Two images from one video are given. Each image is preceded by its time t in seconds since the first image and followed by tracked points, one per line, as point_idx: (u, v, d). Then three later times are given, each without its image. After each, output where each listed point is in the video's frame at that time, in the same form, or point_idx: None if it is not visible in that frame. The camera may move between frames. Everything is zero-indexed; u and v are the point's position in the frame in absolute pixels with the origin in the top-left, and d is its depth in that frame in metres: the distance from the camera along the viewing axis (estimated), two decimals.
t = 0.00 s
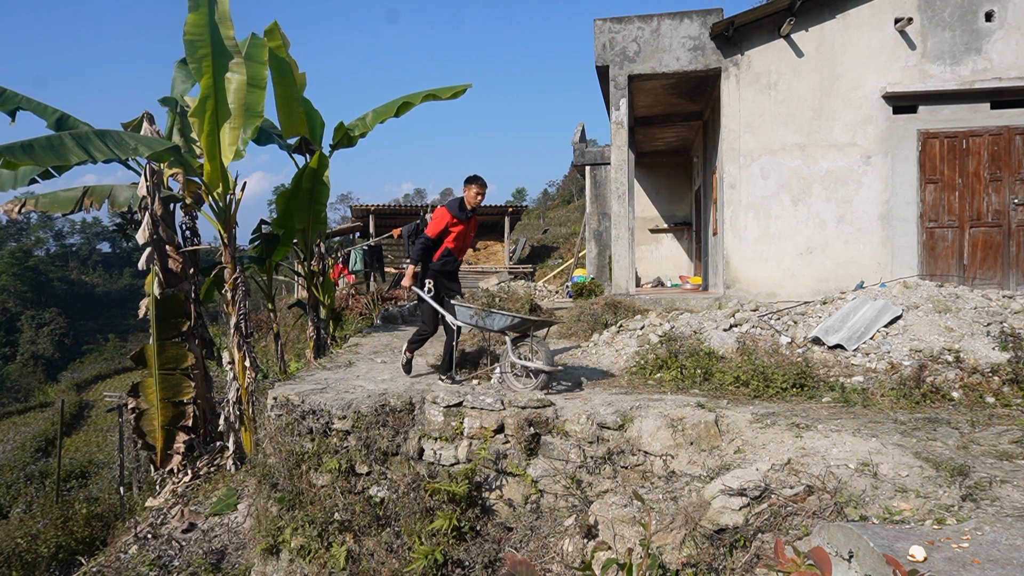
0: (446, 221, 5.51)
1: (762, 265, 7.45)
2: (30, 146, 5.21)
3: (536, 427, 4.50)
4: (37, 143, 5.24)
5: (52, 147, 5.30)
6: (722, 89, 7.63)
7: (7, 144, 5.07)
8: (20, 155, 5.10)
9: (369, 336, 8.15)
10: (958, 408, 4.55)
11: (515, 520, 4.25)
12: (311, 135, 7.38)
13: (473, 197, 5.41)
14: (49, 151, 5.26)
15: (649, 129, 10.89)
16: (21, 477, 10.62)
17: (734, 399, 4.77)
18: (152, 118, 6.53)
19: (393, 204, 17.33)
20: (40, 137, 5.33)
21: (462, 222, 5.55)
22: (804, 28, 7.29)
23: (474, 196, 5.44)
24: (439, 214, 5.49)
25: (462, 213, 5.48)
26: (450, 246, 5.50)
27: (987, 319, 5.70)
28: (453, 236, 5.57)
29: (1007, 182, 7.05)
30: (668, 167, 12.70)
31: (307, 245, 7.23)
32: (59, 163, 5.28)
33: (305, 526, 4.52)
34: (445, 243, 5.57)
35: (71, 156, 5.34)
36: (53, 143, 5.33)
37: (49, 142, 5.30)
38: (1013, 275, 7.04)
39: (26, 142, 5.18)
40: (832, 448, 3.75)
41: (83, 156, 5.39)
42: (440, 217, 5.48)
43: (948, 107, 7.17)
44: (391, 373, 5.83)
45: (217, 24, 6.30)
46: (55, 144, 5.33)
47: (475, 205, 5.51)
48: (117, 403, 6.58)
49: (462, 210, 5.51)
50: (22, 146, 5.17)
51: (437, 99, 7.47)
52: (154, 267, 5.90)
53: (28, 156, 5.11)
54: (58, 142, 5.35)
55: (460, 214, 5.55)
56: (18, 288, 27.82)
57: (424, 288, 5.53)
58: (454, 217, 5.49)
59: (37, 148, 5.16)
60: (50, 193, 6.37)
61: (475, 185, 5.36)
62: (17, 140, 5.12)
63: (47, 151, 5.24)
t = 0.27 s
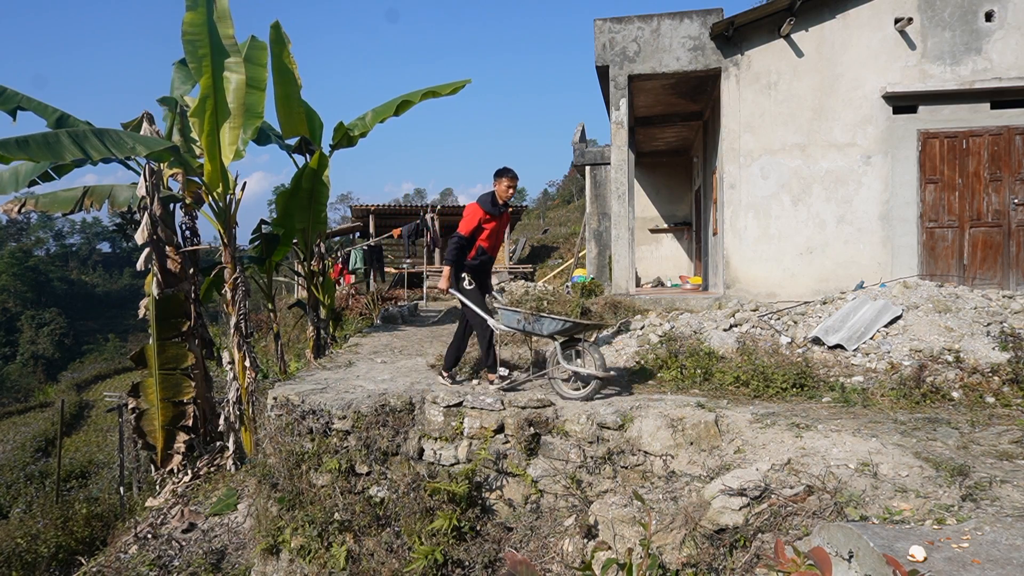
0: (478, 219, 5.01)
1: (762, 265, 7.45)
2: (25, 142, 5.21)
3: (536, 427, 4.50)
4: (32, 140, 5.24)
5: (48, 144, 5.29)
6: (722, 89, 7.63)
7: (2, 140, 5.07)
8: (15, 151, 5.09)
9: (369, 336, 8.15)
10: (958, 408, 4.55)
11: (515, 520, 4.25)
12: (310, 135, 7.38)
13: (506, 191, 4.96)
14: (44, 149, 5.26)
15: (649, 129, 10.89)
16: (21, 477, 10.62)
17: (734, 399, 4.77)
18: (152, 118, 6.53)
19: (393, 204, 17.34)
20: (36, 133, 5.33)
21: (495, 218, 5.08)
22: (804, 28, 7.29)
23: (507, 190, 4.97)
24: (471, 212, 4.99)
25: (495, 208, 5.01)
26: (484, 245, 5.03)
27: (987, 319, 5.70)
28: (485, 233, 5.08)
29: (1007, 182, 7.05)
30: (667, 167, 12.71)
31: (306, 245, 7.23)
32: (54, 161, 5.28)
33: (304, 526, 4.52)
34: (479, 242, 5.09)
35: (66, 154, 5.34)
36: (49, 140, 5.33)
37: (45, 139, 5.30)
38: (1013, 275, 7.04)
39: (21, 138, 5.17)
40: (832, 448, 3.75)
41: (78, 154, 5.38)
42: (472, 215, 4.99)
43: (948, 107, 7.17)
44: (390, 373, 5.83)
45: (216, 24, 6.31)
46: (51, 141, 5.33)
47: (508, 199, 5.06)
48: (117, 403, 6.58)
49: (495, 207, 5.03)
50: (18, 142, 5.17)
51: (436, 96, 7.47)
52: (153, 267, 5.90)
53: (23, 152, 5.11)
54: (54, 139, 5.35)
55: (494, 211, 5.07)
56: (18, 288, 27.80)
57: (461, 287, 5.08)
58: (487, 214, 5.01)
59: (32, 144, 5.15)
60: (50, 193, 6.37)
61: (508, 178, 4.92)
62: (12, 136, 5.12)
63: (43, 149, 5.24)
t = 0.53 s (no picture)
0: (519, 213, 4.97)
1: (762, 265, 7.45)
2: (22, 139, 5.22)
3: (536, 427, 4.50)
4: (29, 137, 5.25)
5: (45, 143, 5.30)
6: (722, 89, 7.64)
7: None
8: (10, 148, 5.10)
9: (369, 336, 8.15)
10: (958, 408, 4.54)
11: (515, 520, 4.25)
12: (311, 135, 7.38)
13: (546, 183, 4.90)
14: (41, 147, 5.27)
15: (649, 129, 10.89)
16: (21, 477, 10.62)
17: (734, 399, 4.77)
18: (152, 117, 6.53)
19: (393, 204, 17.33)
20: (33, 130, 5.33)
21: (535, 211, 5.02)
22: (804, 28, 7.29)
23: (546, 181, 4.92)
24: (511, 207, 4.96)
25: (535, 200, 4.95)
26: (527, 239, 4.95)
27: (987, 319, 5.70)
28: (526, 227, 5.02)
29: (1007, 182, 7.05)
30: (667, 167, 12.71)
31: (307, 245, 7.23)
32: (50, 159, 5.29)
33: (305, 526, 4.52)
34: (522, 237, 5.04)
35: (63, 153, 5.35)
36: (46, 138, 5.34)
37: (42, 137, 5.31)
38: (1013, 275, 7.04)
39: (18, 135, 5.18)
40: (832, 448, 3.75)
41: (74, 154, 5.40)
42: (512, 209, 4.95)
43: (948, 107, 7.16)
44: (390, 373, 5.83)
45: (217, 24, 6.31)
46: (48, 139, 5.34)
47: (548, 191, 5.00)
48: (117, 403, 6.58)
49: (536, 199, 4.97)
50: (14, 139, 5.17)
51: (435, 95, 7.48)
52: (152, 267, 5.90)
53: (18, 150, 5.11)
54: (51, 137, 5.36)
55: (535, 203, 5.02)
56: (19, 288, 27.80)
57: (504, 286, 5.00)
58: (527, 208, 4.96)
59: (28, 142, 5.16)
60: (50, 194, 6.38)
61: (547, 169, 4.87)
62: (8, 133, 5.13)
63: (40, 147, 5.25)
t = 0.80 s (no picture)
0: (561, 211, 4.98)
1: (762, 265, 7.45)
2: (21, 139, 5.23)
3: (536, 427, 4.50)
4: (28, 137, 5.26)
5: (43, 142, 5.32)
6: (722, 89, 7.64)
7: None
8: (7, 148, 5.12)
9: (369, 336, 8.16)
10: (958, 408, 4.54)
11: (515, 520, 4.25)
12: (311, 135, 7.37)
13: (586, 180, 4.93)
14: (40, 147, 5.28)
15: (649, 129, 10.89)
16: (21, 477, 10.62)
17: (733, 399, 4.78)
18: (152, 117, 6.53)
19: (393, 204, 17.34)
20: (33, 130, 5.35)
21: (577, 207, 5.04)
22: (804, 28, 7.29)
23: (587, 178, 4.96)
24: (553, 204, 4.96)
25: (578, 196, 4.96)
26: (567, 237, 4.96)
27: (987, 319, 5.71)
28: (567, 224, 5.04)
29: (1007, 182, 7.05)
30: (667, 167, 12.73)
31: (307, 245, 7.23)
32: (48, 159, 5.31)
33: (304, 526, 4.52)
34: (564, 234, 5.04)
35: (60, 154, 5.36)
36: (45, 137, 5.36)
37: (41, 137, 5.32)
38: (1014, 275, 7.04)
39: (17, 135, 5.20)
40: (832, 448, 3.75)
41: (72, 154, 5.41)
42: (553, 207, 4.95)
43: (948, 107, 7.16)
44: (390, 373, 5.83)
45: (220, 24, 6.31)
46: (47, 139, 5.35)
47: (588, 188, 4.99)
48: (117, 403, 6.58)
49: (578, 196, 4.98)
50: (12, 138, 5.19)
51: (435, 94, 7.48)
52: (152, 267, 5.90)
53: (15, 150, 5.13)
54: (50, 137, 5.37)
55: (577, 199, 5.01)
56: (19, 288, 27.79)
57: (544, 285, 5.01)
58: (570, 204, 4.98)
59: (26, 142, 5.18)
60: (51, 194, 6.38)
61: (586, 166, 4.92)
62: (7, 133, 5.15)
63: (38, 147, 5.27)
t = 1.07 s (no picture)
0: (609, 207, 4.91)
1: (762, 265, 7.45)
2: (22, 141, 5.23)
3: (536, 427, 4.49)
4: (29, 138, 5.26)
5: (44, 144, 5.32)
6: (722, 89, 7.64)
7: None
8: (8, 150, 5.13)
9: (369, 336, 8.16)
10: (958, 408, 4.54)
11: (515, 520, 4.25)
12: (311, 135, 7.36)
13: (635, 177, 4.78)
14: (40, 148, 5.29)
15: (649, 129, 10.89)
16: (21, 477, 10.62)
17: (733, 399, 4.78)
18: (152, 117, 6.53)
19: (393, 204, 17.34)
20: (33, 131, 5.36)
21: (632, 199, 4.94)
22: (804, 28, 7.29)
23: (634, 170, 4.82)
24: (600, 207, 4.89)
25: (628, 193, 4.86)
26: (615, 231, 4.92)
27: (987, 319, 5.71)
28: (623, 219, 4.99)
29: (1007, 182, 7.05)
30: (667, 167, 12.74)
31: (307, 245, 7.24)
32: (49, 161, 5.31)
33: (304, 526, 4.52)
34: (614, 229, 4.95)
35: (60, 155, 5.36)
36: (46, 139, 5.35)
37: (42, 139, 5.32)
38: (1014, 275, 7.04)
39: (17, 137, 5.20)
40: (832, 448, 3.75)
41: (73, 155, 5.41)
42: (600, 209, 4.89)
43: (948, 107, 7.16)
44: (390, 373, 5.83)
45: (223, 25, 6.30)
46: (47, 140, 5.35)
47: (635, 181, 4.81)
48: (118, 403, 6.57)
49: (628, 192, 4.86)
50: (13, 140, 5.20)
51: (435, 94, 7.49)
52: (152, 268, 5.91)
53: (15, 152, 5.14)
54: (50, 137, 5.38)
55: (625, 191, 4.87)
56: (19, 288, 27.79)
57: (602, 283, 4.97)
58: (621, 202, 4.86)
59: (26, 144, 5.19)
60: (51, 195, 6.38)
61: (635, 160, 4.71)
62: (8, 135, 5.15)
63: (39, 148, 5.27)
